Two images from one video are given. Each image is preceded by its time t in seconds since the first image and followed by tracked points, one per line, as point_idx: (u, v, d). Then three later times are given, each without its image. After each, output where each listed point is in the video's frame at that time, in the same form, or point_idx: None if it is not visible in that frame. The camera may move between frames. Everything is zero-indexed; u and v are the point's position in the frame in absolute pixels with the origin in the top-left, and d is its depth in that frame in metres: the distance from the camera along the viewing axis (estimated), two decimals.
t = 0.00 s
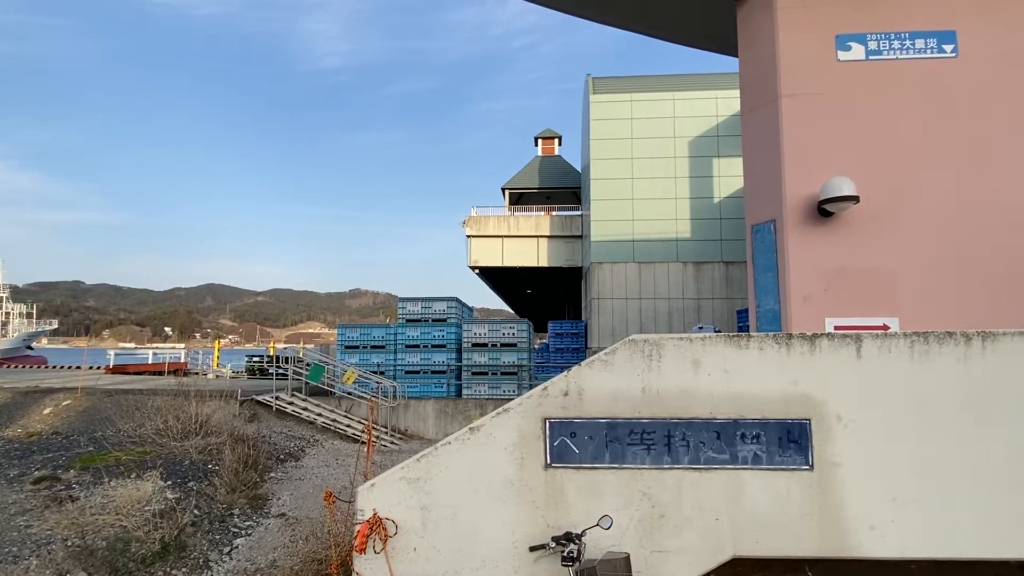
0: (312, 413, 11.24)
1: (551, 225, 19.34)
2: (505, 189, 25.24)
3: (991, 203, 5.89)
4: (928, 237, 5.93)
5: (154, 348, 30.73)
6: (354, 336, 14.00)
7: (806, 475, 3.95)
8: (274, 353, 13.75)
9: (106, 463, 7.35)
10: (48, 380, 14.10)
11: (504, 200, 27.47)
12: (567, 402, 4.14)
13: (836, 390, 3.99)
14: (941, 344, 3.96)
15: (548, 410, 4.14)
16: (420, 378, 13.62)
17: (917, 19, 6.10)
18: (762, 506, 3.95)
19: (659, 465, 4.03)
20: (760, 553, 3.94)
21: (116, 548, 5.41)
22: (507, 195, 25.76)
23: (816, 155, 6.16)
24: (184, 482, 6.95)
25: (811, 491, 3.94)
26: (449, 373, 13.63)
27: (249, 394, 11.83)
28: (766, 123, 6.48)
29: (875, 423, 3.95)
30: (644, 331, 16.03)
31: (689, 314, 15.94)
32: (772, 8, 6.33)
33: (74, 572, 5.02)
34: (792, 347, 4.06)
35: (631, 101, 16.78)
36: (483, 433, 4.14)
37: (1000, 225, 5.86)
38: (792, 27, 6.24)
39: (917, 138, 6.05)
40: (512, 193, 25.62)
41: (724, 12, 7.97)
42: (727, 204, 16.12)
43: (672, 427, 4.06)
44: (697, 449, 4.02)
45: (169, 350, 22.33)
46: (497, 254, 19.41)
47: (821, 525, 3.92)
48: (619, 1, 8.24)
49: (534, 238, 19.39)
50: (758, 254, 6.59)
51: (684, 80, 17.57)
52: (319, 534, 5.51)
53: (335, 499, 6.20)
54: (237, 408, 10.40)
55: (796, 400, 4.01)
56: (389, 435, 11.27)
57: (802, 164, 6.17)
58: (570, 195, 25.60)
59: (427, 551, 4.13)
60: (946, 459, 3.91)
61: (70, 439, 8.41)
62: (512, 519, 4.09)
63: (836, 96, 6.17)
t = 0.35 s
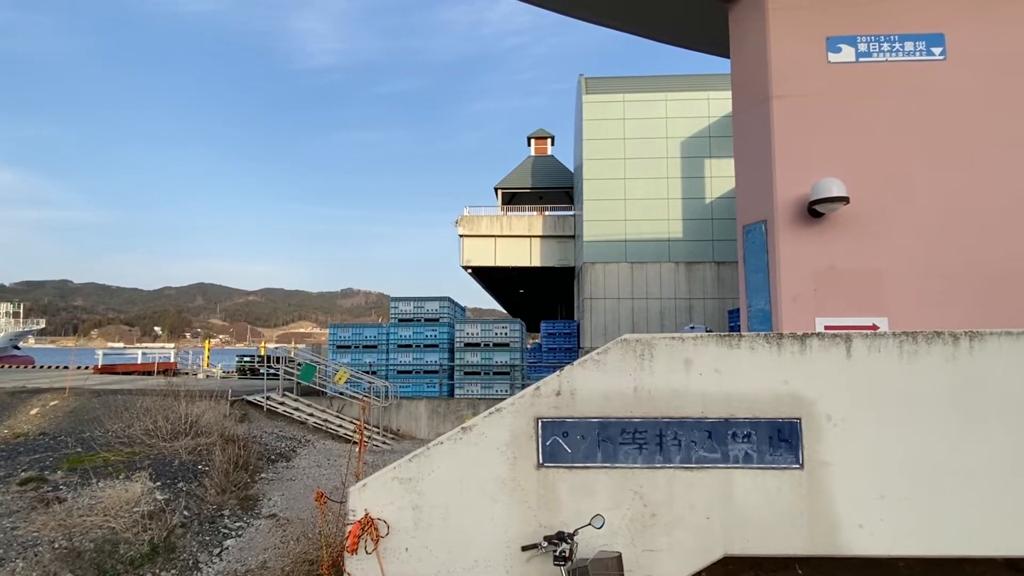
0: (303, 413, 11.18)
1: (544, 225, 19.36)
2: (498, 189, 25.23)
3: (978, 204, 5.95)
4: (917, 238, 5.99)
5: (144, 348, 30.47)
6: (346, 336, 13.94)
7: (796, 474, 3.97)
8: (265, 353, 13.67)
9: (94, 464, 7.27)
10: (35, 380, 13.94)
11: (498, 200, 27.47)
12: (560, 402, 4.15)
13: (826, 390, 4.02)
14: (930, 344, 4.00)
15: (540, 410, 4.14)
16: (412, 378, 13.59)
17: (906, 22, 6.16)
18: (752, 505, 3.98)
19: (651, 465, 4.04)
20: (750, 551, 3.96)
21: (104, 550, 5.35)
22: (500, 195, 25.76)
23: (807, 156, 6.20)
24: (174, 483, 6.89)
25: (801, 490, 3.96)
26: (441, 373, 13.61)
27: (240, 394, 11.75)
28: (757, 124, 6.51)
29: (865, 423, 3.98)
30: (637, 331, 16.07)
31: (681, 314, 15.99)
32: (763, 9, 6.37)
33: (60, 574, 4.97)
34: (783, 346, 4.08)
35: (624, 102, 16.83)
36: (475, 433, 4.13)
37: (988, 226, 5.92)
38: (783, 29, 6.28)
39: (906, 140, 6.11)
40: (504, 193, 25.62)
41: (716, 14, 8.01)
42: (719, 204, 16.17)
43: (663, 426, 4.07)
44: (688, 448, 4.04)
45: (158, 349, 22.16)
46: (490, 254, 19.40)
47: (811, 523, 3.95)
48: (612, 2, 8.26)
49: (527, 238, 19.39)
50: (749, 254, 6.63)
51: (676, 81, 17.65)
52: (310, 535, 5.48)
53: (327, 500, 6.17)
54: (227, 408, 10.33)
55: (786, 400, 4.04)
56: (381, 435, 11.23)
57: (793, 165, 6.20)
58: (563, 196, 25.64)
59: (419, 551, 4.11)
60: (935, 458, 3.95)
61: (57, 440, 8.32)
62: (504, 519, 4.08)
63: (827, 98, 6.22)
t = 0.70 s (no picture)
0: (292, 413, 11.10)
1: (535, 225, 19.37)
2: (489, 188, 25.22)
3: (963, 205, 6.03)
4: (903, 238, 6.05)
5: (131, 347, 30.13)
6: (336, 336, 13.86)
7: (784, 473, 4.01)
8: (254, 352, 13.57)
9: (79, 465, 7.18)
10: (18, 380, 13.73)
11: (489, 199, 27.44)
12: (550, 401, 4.15)
13: (814, 389, 4.05)
14: (916, 343, 4.05)
15: (531, 410, 4.14)
16: (402, 378, 13.55)
17: (894, 25, 6.22)
18: (741, 503, 4.00)
19: (641, 464, 4.06)
20: (739, 549, 3.99)
21: (89, 551, 5.28)
22: (491, 195, 25.74)
23: (795, 157, 6.25)
24: (161, 484, 6.82)
25: (789, 488, 4.00)
26: (432, 373, 13.58)
27: (228, 394, 11.65)
28: (746, 125, 6.55)
29: (852, 422, 4.02)
30: (627, 331, 16.12)
31: (671, 314, 16.07)
32: (752, 11, 6.41)
33: None
34: (771, 346, 4.11)
35: (614, 102, 16.88)
36: (465, 432, 4.13)
37: (973, 227, 6.00)
38: (772, 31, 6.32)
39: (893, 142, 6.18)
40: (495, 192, 25.61)
41: (706, 15, 8.04)
42: (708, 205, 16.28)
43: (653, 425, 4.09)
44: (678, 447, 4.06)
45: (146, 349, 21.94)
46: (481, 254, 19.38)
47: (799, 522, 3.98)
48: (603, 2, 8.27)
49: (518, 238, 19.40)
50: (738, 254, 6.66)
51: (666, 82, 17.73)
52: (299, 536, 5.45)
53: (316, 500, 6.14)
54: (215, 408, 10.24)
55: (775, 399, 4.07)
56: (371, 435, 11.18)
57: (782, 166, 6.25)
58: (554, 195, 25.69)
59: (408, 551, 4.10)
60: (920, 457, 3.99)
61: (42, 440, 8.20)
62: (495, 518, 4.08)
63: (815, 99, 6.27)
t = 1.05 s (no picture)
0: (280, 413, 11.02)
1: (525, 224, 19.38)
2: (478, 188, 25.19)
3: (946, 207, 6.13)
4: (888, 239, 6.13)
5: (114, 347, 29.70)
6: (324, 335, 13.76)
7: (770, 470, 4.05)
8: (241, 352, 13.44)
9: (62, 466, 7.07)
10: None
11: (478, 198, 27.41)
12: (539, 400, 4.16)
13: (799, 388, 4.10)
14: (900, 342, 4.10)
15: (519, 409, 4.15)
16: (391, 377, 13.50)
17: (879, 28, 6.30)
18: (728, 501, 4.04)
19: (629, 462, 4.08)
20: (726, 547, 4.03)
21: (72, 554, 5.21)
22: (481, 194, 25.72)
23: (782, 158, 6.30)
24: (146, 485, 6.73)
25: (774, 486, 4.04)
26: (421, 372, 13.55)
27: (215, 394, 11.54)
28: (734, 126, 6.60)
29: (837, 420, 4.07)
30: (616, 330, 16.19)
31: (660, 313, 16.15)
32: (740, 12, 6.46)
33: None
34: (758, 345, 4.15)
35: (604, 102, 16.93)
36: (454, 432, 4.12)
37: (956, 228, 6.09)
38: (760, 33, 6.37)
39: (878, 143, 6.26)
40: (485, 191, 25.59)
41: (695, 16, 8.09)
42: (697, 205, 16.39)
43: (642, 424, 4.11)
44: (665, 445, 4.08)
45: (131, 348, 21.71)
46: (471, 253, 19.36)
47: (785, 519, 4.02)
48: (593, 2, 8.29)
49: (507, 237, 19.40)
50: (726, 254, 6.71)
51: (655, 82, 17.80)
52: (286, 537, 5.41)
53: (304, 500, 6.11)
54: (202, 408, 10.14)
55: (762, 398, 4.11)
56: (360, 435, 11.12)
57: (769, 166, 6.30)
58: (543, 195, 25.73)
59: (397, 551, 4.09)
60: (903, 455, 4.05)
61: (23, 441, 8.07)
62: (484, 517, 4.08)
63: (802, 101, 6.33)
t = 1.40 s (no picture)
0: (265, 412, 10.92)
1: (513, 223, 19.38)
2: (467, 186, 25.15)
3: (927, 208, 6.23)
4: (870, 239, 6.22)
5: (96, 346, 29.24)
6: (310, 334, 13.65)
7: (754, 468, 4.09)
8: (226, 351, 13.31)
9: (42, 467, 6.95)
10: None
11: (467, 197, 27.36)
12: (526, 399, 4.16)
13: (783, 386, 4.14)
14: (881, 341, 4.16)
15: (507, 407, 4.15)
16: (378, 376, 13.45)
17: (862, 31, 6.38)
18: (713, 499, 4.07)
19: (615, 460, 4.10)
20: (710, 544, 4.06)
21: (52, 556, 5.14)
22: (469, 192, 25.70)
23: (767, 159, 6.37)
24: (128, 486, 6.64)
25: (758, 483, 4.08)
26: (408, 371, 13.51)
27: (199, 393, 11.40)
28: (720, 126, 6.65)
29: (820, 417, 4.12)
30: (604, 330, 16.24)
31: (647, 312, 16.23)
32: (727, 14, 6.51)
33: None
34: (742, 343, 4.19)
35: (592, 102, 16.97)
36: (441, 431, 4.11)
37: (936, 229, 6.19)
38: (746, 34, 6.42)
39: (861, 144, 6.34)
40: (473, 190, 25.56)
41: (683, 17, 8.14)
42: (684, 205, 16.49)
43: (628, 422, 4.13)
44: (651, 443, 4.11)
45: (113, 347, 21.38)
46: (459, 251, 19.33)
47: (768, 516, 4.07)
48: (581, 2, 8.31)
49: (496, 236, 19.39)
50: (712, 253, 6.76)
51: (643, 82, 17.88)
52: (271, 537, 5.37)
53: (289, 500, 6.06)
54: (186, 408, 10.02)
55: (746, 396, 4.15)
56: (346, 435, 11.05)
57: (754, 167, 6.36)
58: (532, 194, 25.75)
59: (383, 551, 4.08)
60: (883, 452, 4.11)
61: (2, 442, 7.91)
62: (470, 516, 4.08)
63: (787, 102, 6.40)
